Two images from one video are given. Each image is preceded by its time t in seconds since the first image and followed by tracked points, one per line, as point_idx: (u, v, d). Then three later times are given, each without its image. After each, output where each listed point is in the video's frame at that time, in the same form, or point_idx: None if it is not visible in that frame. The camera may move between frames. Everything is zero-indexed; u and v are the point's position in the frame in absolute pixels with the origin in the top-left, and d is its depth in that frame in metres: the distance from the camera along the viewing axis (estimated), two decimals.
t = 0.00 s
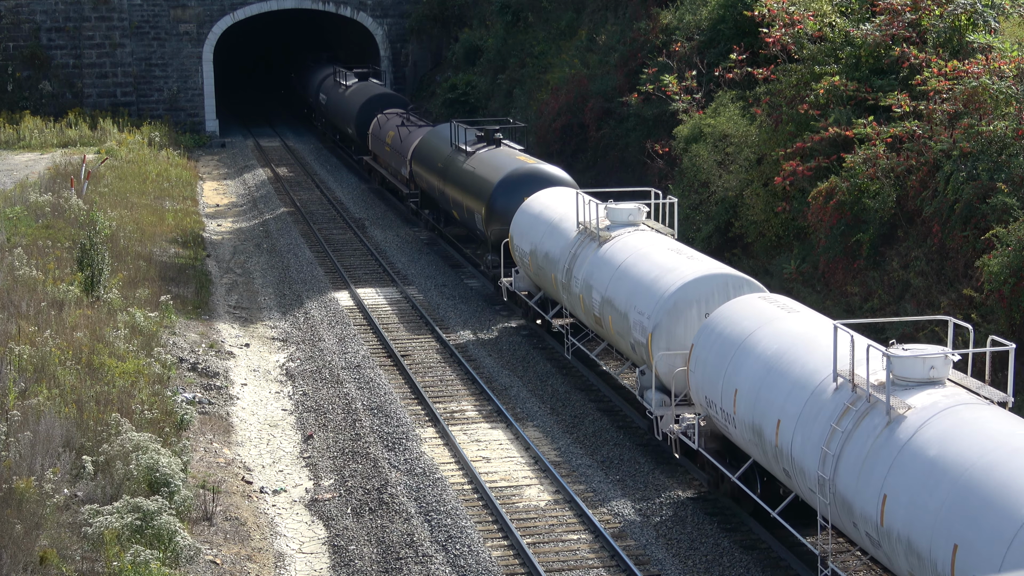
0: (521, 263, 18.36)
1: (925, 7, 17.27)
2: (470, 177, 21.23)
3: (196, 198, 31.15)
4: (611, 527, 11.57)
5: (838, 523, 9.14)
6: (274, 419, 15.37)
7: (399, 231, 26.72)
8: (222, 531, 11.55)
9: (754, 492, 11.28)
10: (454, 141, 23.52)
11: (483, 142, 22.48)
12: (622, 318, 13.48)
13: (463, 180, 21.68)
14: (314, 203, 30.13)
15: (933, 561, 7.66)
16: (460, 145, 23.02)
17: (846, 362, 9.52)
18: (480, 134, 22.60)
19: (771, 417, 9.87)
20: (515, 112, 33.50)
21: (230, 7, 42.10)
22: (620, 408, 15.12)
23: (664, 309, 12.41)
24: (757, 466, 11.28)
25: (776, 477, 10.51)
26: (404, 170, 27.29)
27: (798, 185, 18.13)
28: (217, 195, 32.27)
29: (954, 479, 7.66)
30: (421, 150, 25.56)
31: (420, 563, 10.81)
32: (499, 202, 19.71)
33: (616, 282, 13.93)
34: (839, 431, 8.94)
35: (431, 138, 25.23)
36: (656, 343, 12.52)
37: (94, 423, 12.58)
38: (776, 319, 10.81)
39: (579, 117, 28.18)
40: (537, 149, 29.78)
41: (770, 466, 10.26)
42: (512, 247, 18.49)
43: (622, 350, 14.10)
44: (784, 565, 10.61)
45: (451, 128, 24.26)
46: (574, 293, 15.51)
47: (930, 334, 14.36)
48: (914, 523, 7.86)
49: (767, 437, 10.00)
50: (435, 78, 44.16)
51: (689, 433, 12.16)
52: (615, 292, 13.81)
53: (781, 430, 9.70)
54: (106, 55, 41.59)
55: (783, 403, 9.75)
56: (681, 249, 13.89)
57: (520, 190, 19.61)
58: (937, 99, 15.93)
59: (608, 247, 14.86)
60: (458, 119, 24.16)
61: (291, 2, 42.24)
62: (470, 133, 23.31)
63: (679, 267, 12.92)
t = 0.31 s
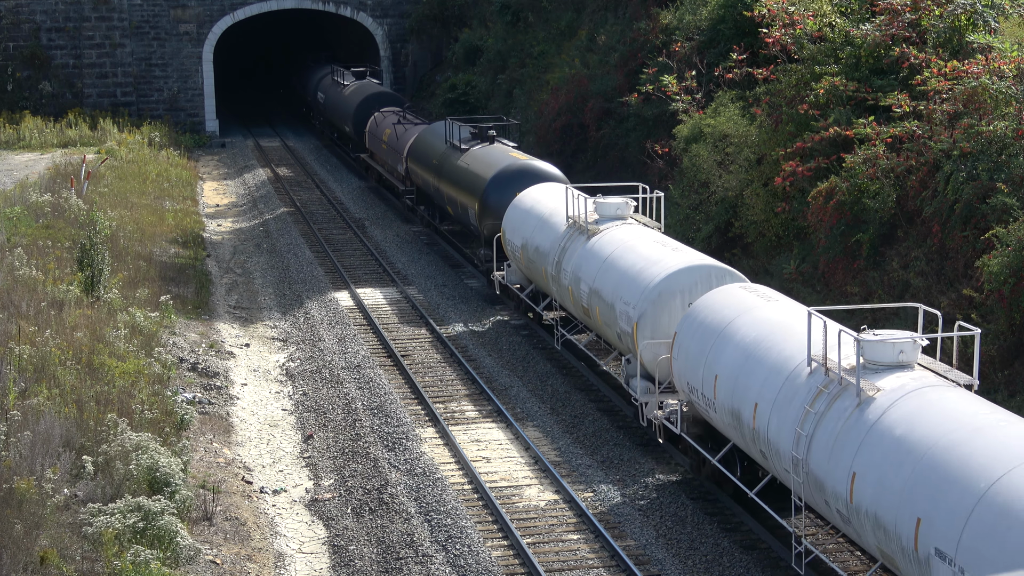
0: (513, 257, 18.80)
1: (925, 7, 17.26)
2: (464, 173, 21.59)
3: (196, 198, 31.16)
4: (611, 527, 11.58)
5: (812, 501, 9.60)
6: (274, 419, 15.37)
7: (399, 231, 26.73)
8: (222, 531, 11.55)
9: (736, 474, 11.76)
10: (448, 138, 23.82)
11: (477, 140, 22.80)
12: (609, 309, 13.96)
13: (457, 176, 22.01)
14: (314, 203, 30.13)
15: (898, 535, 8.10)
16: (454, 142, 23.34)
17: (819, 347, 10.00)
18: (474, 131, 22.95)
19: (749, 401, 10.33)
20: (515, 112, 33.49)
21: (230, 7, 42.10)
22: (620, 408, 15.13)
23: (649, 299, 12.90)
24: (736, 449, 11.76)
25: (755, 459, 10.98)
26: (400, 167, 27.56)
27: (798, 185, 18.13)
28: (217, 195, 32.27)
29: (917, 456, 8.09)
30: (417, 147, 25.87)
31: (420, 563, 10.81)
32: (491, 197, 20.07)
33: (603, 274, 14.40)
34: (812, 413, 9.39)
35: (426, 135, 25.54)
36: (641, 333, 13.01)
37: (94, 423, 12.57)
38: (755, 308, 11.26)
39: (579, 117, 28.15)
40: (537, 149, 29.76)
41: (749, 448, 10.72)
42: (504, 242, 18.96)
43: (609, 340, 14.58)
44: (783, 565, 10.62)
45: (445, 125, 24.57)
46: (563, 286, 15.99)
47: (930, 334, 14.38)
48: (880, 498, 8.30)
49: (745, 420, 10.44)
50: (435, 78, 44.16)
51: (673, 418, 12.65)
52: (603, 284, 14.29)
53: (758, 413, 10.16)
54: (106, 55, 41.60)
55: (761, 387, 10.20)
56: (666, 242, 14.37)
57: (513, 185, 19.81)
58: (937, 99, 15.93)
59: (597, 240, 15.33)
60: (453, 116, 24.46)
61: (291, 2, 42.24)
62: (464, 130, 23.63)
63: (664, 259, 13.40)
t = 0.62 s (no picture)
0: (505, 251, 19.18)
1: (925, 7, 17.25)
2: (458, 170, 22.03)
3: (196, 198, 31.16)
4: (611, 527, 11.57)
5: (787, 481, 9.98)
6: (274, 419, 15.37)
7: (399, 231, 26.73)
8: (222, 531, 11.55)
9: (716, 460, 12.26)
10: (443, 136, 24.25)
11: (472, 137, 23.22)
12: (596, 299, 14.31)
13: (451, 173, 22.46)
14: (314, 203, 30.12)
15: (866, 511, 8.47)
16: (448, 139, 23.77)
17: (793, 333, 10.36)
18: (469, 128, 23.49)
19: (727, 385, 10.67)
20: (515, 113, 33.49)
21: (230, 7, 42.10)
22: (619, 408, 15.13)
23: (634, 290, 13.25)
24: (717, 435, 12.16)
25: (735, 442, 11.36)
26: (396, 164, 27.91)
27: (798, 185, 18.13)
28: (217, 195, 32.27)
29: (885, 435, 8.43)
30: (412, 145, 26.28)
31: (420, 563, 10.81)
32: (485, 193, 20.51)
33: (591, 266, 14.75)
34: (788, 396, 9.73)
35: (421, 133, 25.97)
36: (627, 322, 13.37)
37: (94, 423, 12.57)
38: (736, 297, 11.60)
39: (579, 117, 28.13)
40: (537, 149, 29.74)
41: (729, 432, 11.07)
42: (497, 235, 19.34)
43: (596, 330, 14.94)
44: (784, 565, 10.61)
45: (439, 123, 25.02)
46: (553, 278, 16.34)
47: (930, 334, 14.39)
48: (850, 476, 8.64)
49: (724, 404, 10.79)
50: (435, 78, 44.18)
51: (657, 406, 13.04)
52: (590, 275, 14.64)
53: (736, 397, 10.51)
54: (106, 55, 41.59)
55: (738, 372, 10.54)
56: (653, 234, 14.73)
57: (505, 182, 20.29)
58: (937, 99, 15.91)
59: (585, 233, 15.69)
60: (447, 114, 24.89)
61: (291, 2, 42.25)
62: (458, 128, 24.06)
63: (649, 251, 13.76)
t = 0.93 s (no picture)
0: (497, 244, 19.82)
1: (925, 7, 17.25)
2: (453, 166, 22.64)
3: (196, 198, 31.16)
4: (611, 527, 11.57)
5: (761, 460, 10.51)
6: (274, 419, 15.36)
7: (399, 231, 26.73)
8: (222, 531, 11.54)
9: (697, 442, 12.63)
10: (438, 133, 24.83)
11: (466, 134, 23.73)
12: (584, 290, 14.95)
13: (446, 169, 23.07)
14: (314, 203, 30.12)
15: (833, 486, 8.98)
16: (443, 136, 24.34)
17: (767, 319, 10.95)
18: (463, 124, 23.96)
19: (706, 370, 11.21)
20: (515, 113, 33.48)
21: (230, 7, 42.10)
22: (619, 407, 15.14)
23: (619, 280, 13.88)
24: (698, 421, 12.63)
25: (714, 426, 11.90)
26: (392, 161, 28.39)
27: (798, 185, 18.14)
28: (217, 195, 32.26)
29: (851, 415, 8.93)
30: (408, 142, 26.85)
31: (420, 563, 10.81)
32: (478, 188, 21.16)
33: (578, 258, 15.39)
34: (762, 379, 10.26)
35: (416, 130, 26.57)
36: (613, 311, 14.00)
37: (94, 423, 12.57)
38: (714, 286, 12.18)
39: (579, 117, 28.12)
40: (537, 149, 29.72)
41: (707, 415, 11.61)
42: (490, 230, 19.97)
43: (584, 320, 15.58)
44: (784, 565, 10.61)
45: (434, 120, 25.62)
46: (543, 270, 16.98)
47: (930, 334, 14.38)
48: (818, 454, 9.15)
49: (703, 388, 11.34)
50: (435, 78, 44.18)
51: (640, 390, 13.53)
52: (578, 267, 15.28)
53: (714, 381, 11.04)
54: (106, 55, 41.58)
55: (716, 357, 11.07)
56: (638, 227, 15.36)
57: (497, 177, 20.96)
58: (937, 99, 15.90)
59: (574, 226, 16.31)
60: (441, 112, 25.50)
61: (291, 2, 42.26)
62: (453, 125, 24.64)
63: (634, 242, 14.39)
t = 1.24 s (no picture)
0: (490, 238, 20.07)
1: (925, 7, 17.26)
2: (447, 162, 22.90)
3: (196, 198, 31.16)
4: (611, 527, 11.57)
5: (738, 443, 10.83)
6: (274, 419, 15.37)
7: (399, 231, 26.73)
8: (222, 531, 11.54)
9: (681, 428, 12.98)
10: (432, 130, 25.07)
11: (460, 131, 23.95)
12: (572, 282, 15.26)
13: (440, 165, 23.32)
14: (314, 203, 30.12)
15: (806, 467, 9.30)
16: (437, 133, 24.58)
17: (746, 307, 11.28)
18: (458, 122, 24.13)
19: (687, 357, 11.53)
20: (515, 113, 33.47)
21: (230, 7, 42.10)
22: (619, 407, 15.14)
23: (606, 272, 14.19)
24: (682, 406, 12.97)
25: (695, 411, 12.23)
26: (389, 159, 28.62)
27: (798, 185, 18.13)
28: (217, 195, 32.26)
29: (825, 397, 9.25)
30: (403, 140, 27.10)
31: (420, 563, 10.81)
32: (471, 184, 21.43)
33: (567, 250, 15.69)
34: (740, 365, 10.56)
35: (412, 128, 26.82)
36: (600, 302, 14.32)
37: (94, 423, 12.57)
38: (697, 277, 12.49)
39: (579, 117, 28.11)
40: (537, 149, 29.70)
41: (689, 401, 11.93)
42: (481, 224, 20.26)
43: (573, 311, 15.91)
44: (784, 565, 10.61)
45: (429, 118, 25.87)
46: (533, 263, 17.28)
47: (931, 334, 14.37)
48: (793, 436, 9.47)
49: (685, 374, 11.64)
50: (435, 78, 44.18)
51: (626, 378, 13.84)
52: (566, 259, 15.59)
53: (695, 367, 11.35)
54: (106, 55, 41.57)
55: (697, 344, 11.39)
56: (625, 219, 15.66)
57: (490, 173, 21.22)
58: (937, 99, 15.89)
59: (563, 220, 16.60)
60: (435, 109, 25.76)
61: (291, 2, 42.27)
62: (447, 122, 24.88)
63: (621, 235, 14.70)
